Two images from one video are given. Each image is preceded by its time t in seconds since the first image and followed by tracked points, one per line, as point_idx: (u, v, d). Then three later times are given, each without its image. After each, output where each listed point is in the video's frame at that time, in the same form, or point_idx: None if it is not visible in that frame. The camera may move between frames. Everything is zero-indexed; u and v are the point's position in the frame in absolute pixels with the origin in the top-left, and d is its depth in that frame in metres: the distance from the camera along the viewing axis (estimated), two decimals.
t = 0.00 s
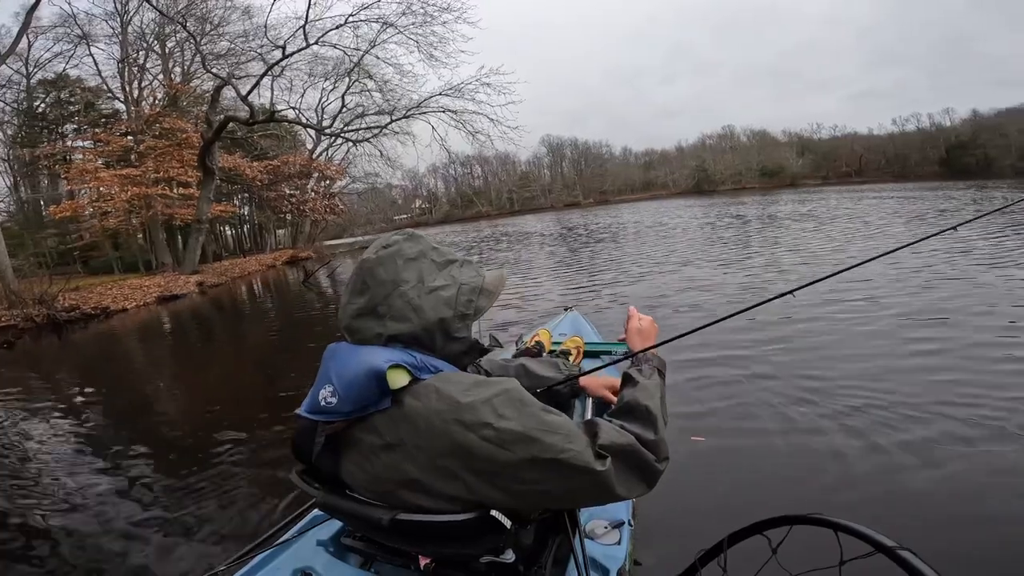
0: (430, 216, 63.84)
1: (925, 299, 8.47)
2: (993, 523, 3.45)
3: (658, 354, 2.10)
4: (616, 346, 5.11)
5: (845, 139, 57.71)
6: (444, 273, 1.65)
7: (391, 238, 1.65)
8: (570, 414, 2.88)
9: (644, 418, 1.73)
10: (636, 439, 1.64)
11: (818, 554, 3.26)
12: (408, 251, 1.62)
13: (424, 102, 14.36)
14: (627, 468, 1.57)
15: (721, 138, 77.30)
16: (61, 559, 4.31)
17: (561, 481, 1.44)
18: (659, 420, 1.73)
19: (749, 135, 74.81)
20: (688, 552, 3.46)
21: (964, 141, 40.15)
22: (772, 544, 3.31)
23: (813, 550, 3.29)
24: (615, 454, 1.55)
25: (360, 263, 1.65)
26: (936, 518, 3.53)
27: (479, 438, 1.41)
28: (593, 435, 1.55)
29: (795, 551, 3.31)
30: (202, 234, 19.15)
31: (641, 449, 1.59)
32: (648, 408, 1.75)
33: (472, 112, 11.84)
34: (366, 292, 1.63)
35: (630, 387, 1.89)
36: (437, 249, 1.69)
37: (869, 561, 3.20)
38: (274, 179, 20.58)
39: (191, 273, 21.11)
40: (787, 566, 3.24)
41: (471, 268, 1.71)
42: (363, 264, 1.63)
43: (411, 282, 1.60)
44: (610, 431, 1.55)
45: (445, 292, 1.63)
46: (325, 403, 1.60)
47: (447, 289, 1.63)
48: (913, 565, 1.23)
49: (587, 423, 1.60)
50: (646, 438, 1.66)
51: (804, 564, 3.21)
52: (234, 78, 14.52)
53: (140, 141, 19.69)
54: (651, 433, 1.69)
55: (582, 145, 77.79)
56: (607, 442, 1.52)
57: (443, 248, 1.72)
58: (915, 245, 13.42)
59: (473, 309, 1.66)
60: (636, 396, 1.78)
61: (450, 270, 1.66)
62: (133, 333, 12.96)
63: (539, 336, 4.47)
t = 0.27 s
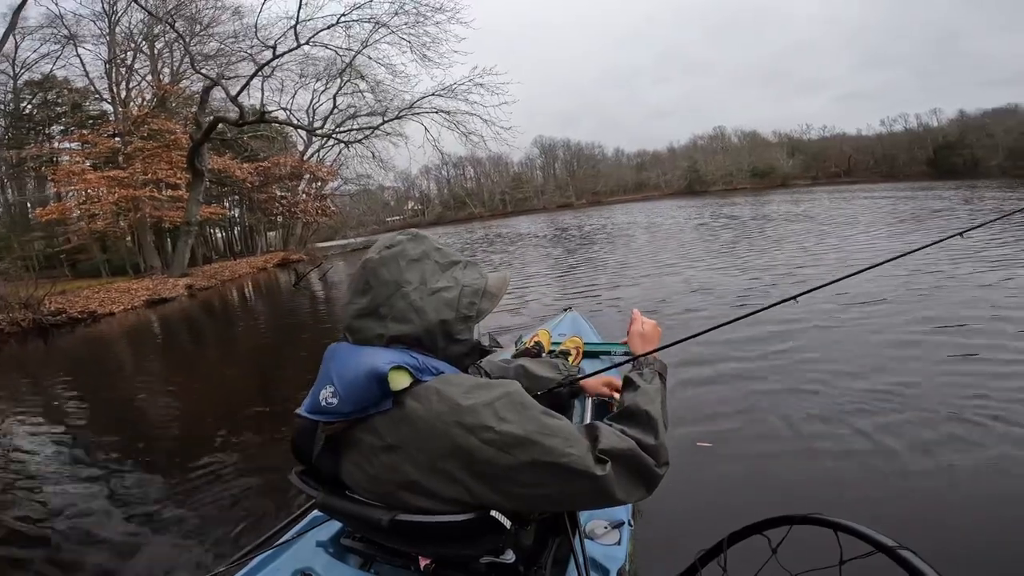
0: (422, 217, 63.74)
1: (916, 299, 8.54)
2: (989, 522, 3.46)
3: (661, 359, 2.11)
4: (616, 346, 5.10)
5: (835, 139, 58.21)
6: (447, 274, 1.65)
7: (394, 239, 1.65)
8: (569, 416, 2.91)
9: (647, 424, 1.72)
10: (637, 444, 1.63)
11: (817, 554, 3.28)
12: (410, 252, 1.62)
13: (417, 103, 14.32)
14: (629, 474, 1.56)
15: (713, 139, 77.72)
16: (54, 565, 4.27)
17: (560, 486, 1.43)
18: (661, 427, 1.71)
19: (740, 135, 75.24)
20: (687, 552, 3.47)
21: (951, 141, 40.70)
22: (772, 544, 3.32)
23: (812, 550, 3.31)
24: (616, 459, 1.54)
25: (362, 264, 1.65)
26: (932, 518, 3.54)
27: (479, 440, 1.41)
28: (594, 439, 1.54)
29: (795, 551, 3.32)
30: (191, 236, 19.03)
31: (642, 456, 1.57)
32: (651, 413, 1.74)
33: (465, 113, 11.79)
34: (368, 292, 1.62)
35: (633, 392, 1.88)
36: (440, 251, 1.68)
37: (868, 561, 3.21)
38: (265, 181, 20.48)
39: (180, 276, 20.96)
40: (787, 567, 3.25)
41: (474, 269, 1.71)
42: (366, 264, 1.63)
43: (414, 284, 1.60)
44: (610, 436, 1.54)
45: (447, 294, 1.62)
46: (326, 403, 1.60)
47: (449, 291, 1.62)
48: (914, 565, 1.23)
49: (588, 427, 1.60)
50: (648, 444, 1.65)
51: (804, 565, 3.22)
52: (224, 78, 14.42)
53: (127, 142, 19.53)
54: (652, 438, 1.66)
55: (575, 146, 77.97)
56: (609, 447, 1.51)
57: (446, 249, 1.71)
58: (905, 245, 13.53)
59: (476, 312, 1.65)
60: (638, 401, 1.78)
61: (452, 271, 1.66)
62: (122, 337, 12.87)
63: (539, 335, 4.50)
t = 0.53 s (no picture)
0: (415, 218, 63.63)
1: (906, 299, 8.62)
2: (985, 520, 3.49)
3: (668, 370, 2.09)
4: (617, 346, 5.06)
5: (825, 140, 58.68)
6: (449, 275, 1.65)
7: (397, 239, 1.65)
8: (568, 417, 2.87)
9: (649, 431, 1.72)
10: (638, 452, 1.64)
11: (817, 553, 3.29)
12: (412, 253, 1.62)
13: (410, 103, 14.30)
14: (629, 481, 1.56)
15: (704, 140, 78.16)
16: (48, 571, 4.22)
17: (560, 491, 1.43)
18: (663, 434, 1.72)
19: (731, 136, 75.62)
20: (685, 551, 3.48)
21: (940, 142, 41.16)
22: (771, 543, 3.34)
23: (813, 550, 3.32)
24: (616, 466, 1.54)
25: (364, 264, 1.64)
26: (929, 517, 3.57)
27: (479, 443, 1.41)
28: (595, 447, 1.54)
29: (795, 551, 3.34)
30: (181, 238, 18.91)
31: (642, 464, 1.57)
32: (653, 421, 1.75)
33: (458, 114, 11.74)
34: (369, 292, 1.62)
35: (636, 399, 1.88)
36: (441, 252, 1.68)
37: (869, 560, 3.23)
38: (256, 182, 20.37)
39: (169, 278, 20.80)
40: (787, 566, 3.27)
41: (475, 271, 1.71)
42: (368, 264, 1.63)
43: (415, 284, 1.60)
44: (611, 443, 1.54)
45: (449, 295, 1.62)
46: (327, 403, 1.60)
47: (451, 291, 1.62)
48: (915, 565, 1.24)
49: (589, 434, 1.60)
50: (648, 453, 1.65)
51: (804, 564, 3.24)
52: (214, 78, 14.33)
53: (116, 143, 19.38)
54: (654, 447, 1.68)
55: (567, 147, 78.09)
56: (609, 453, 1.51)
57: (447, 250, 1.71)
58: (895, 245, 13.64)
59: (477, 313, 1.65)
60: (642, 410, 1.77)
61: (454, 272, 1.66)
62: (111, 340, 12.77)
63: (539, 335, 4.52)
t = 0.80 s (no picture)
0: (407, 219, 63.51)
1: (898, 299, 8.69)
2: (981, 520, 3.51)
3: (685, 397, 2.00)
4: (617, 346, 5.12)
5: (816, 141, 59.13)
6: (449, 274, 1.64)
7: (396, 238, 1.64)
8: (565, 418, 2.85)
9: (652, 450, 1.68)
10: (639, 470, 1.60)
11: (817, 554, 3.30)
12: (411, 252, 1.61)
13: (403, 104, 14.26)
14: (628, 497, 1.53)
15: (697, 141, 78.55)
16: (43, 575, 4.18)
17: (554, 502, 1.41)
18: (666, 453, 1.68)
19: (723, 137, 76.02)
20: (684, 552, 3.49)
21: (929, 142, 41.61)
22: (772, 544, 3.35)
23: (813, 550, 3.33)
24: (615, 482, 1.51)
25: (363, 264, 1.63)
26: (928, 518, 3.59)
27: (477, 449, 1.40)
28: (595, 460, 1.51)
29: (795, 551, 3.35)
30: (171, 239, 18.78)
31: (642, 482, 1.54)
32: (658, 440, 1.71)
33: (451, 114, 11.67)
34: (368, 293, 1.61)
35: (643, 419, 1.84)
36: (441, 251, 1.67)
37: (869, 560, 3.25)
38: (248, 183, 20.27)
39: (159, 280, 20.62)
40: (787, 566, 3.28)
41: (476, 269, 1.69)
42: (367, 264, 1.61)
43: (414, 284, 1.59)
44: (612, 457, 1.51)
45: (449, 294, 1.61)
46: (326, 405, 1.60)
47: (451, 291, 1.61)
48: (915, 564, 1.24)
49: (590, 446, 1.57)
50: (649, 471, 1.62)
51: (804, 564, 3.25)
52: (205, 78, 14.24)
53: (105, 143, 19.23)
54: (655, 466, 1.64)
55: (561, 148, 78.18)
56: (608, 469, 1.48)
57: (448, 249, 1.70)
58: (887, 246, 13.75)
59: (477, 313, 1.64)
60: (650, 429, 1.74)
61: (454, 272, 1.65)
62: (100, 343, 12.65)
63: (538, 336, 4.54)
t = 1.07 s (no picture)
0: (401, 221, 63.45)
1: (892, 298, 8.72)
2: (978, 520, 3.53)
3: (682, 410, 1.96)
4: (616, 346, 5.12)
5: (807, 141, 59.49)
6: (448, 274, 1.62)
7: (394, 238, 1.62)
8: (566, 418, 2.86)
9: (655, 460, 1.66)
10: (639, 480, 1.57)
11: (816, 553, 3.31)
12: (410, 252, 1.59)
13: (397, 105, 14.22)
14: (628, 507, 1.50)
15: (690, 142, 78.88)
16: None
17: (553, 509, 1.39)
18: (669, 466, 1.65)
19: (716, 137, 76.39)
20: (683, 551, 3.49)
21: (919, 142, 41.98)
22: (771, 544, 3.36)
23: (813, 550, 3.33)
24: (616, 490, 1.48)
25: (361, 265, 1.62)
26: (925, 517, 3.60)
27: (475, 454, 1.38)
28: (596, 467, 1.49)
29: (795, 551, 3.35)
30: (161, 242, 18.66)
31: (642, 493, 1.51)
32: (661, 452, 1.68)
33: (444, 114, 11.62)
34: (367, 294, 1.60)
35: (644, 431, 1.81)
36: (440, 250, 1.65)
37: (868, 560, 3.25)
38: (239, 185, 20.17)
39: (149, 283, 20.48)
40: (787, 566, 3.28)
41: (475, 268, 1.68)
42: (364, 265, 1.60)
43: (413, 285, 1.57)
44: (614, 465, 1.49)
45: (448, 295, 1.59)
46: (326, 407, 1.59)
47: (449, 291, 1.59)
48: (913, 564, 1.24)
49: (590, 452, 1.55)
50: (651, 483, 1.59)
51: (804, 565, 3.25)
52: (195, 79, 14.14)
53: (93, 146, 19.08)
54: (656, 476, 1.61)
55: (554, 149, 78.28)
56: (610, 476, 1.46)
57: (447, 248, 1.68)
58: (879, 245, 13.82)
59: (477, 313, 1.62)
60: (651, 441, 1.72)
61: (453, 271, 1.63)
62: (90, 347, 12.54)
63: (539, 336, 4.54)
